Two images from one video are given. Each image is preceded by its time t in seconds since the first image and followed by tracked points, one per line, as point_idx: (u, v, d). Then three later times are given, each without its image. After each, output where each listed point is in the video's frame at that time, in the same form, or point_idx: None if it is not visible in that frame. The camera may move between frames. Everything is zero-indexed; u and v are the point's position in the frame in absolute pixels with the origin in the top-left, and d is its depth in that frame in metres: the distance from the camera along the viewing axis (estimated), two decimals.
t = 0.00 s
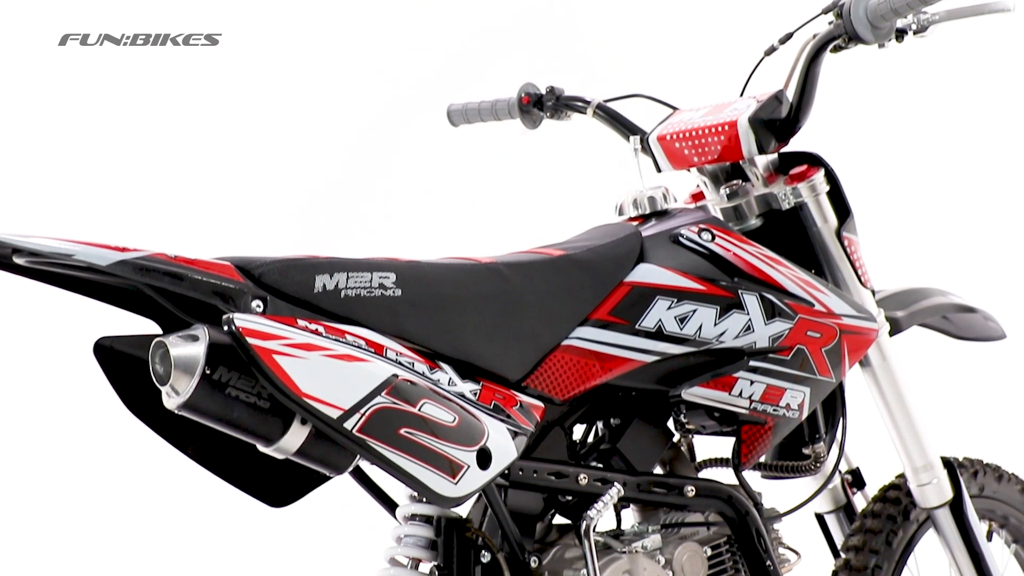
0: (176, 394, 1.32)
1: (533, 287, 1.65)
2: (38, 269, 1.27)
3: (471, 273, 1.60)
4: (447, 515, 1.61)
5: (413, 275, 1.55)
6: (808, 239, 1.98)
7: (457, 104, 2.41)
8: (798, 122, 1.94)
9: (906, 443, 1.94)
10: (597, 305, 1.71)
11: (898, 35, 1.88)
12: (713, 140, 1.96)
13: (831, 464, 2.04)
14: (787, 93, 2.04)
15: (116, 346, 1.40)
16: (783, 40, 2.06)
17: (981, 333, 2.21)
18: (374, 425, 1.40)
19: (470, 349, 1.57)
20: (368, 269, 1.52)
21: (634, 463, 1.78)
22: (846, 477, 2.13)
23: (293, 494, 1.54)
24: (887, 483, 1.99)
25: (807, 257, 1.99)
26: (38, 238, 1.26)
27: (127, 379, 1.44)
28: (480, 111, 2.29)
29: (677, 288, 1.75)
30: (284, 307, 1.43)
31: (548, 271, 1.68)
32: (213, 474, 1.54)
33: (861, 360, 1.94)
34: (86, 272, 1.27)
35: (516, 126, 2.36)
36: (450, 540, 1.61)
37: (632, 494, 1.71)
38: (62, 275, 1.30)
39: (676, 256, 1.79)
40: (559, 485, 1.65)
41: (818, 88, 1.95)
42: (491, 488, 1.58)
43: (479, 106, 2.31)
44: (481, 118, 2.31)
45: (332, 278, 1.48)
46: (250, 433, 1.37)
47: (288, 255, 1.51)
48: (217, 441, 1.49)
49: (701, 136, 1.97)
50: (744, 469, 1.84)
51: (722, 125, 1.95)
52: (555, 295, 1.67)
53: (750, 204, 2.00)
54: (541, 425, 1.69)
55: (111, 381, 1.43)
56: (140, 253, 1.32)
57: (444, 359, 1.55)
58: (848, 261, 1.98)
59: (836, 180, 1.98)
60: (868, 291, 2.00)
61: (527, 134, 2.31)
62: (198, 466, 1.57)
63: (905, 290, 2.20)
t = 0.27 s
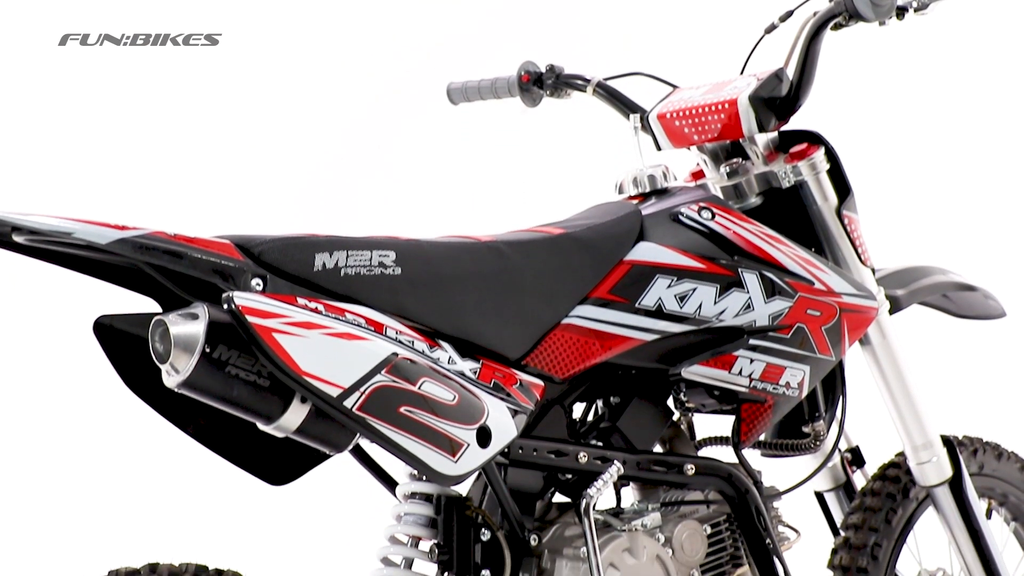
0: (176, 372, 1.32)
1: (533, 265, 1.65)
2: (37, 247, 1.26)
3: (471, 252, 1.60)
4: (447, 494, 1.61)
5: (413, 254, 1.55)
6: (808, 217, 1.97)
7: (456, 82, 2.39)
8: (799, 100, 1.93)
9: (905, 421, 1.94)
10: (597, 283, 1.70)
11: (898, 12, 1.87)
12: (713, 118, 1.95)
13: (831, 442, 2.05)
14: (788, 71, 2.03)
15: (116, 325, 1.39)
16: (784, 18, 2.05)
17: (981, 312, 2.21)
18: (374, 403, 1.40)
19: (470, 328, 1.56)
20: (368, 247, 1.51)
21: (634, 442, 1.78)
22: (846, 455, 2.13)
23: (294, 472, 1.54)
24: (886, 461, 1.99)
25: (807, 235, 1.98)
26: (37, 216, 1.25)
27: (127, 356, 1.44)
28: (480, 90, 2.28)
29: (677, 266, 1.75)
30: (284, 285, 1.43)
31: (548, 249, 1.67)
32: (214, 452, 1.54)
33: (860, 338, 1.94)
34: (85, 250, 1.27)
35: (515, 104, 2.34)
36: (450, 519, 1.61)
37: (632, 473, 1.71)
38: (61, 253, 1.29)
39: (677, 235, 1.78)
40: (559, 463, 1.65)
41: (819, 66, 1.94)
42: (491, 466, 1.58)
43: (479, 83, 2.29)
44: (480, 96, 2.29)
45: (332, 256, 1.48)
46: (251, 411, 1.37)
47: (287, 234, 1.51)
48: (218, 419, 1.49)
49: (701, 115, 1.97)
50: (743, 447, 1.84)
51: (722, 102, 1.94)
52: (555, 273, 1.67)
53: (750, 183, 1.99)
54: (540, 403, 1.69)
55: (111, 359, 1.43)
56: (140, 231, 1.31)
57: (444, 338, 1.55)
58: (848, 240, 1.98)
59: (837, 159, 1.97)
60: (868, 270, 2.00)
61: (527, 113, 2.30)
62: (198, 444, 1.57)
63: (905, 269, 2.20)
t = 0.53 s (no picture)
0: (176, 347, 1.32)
1: (533, 241, 1.64)
2: (36, 222, 1.25)
3: (471, 227, 1.60)
4: (447, 469, 1.62)
5: (412, 229, 1.54)
6: (808, 192, 1.97)
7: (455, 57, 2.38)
8: (799, 75, 1.91)
9: (905, 396, 1.94)
10: (597, 259, 1.70)
11: None
12: (713, 92, 1.94)
13: (830, 418, 2.05)
14: (788, 46, 2.02)
15: (116, 300, 1.39)
16: None
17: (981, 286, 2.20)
18: (374, 378, 1.40)
19: (470, 303, 1.56)
20: (368, 222, 1.51)
21: (633, 417, 1.78)
22: (846, 431, 2.13)
23: (293, 447, 1.54)
24: (886, 436, 2.00)
25: (807, 210, 1.98)
26: (37, 191, 1.25)
27: (127, 331, 1.43)
28: (480, 65, 2.25)
29: (677, 242, 1.74)
30: (283, 261, 1.42)
31: (548, 225, 1.67)
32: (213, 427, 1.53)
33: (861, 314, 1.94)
34: (85, 226, 1.26)
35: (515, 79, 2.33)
36: (450, 494, 1.61)
37: (632, 448, 1.71)
38: (59, 228, 1.28)
39: (676, 210, 1.78)
40: (559, 439, 1.65)
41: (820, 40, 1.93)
42: (491, 441, 1.58)
43: (478, 58, 2.26)
44: (480, 71, 2.26)
45: (331, 232, 1.47)
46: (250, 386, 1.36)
47: (287, 210, 1.50)
48: (218, 395, 1.49)
49: (702, 89, 1.95)
50: (742, 422, 1.84)
51: (722, 77, 1.93)
52: (556, 249, 1.66)
53: (749, 158, 1.98)
54: (540, 378, 1.69)
55: (110, 334, 1.43)
56: (139, 206, 1.30)
57: (444, 313, 1.54)
58: (848, 215, 1.97)
59: (838, 133, 1.97)
60: (868, 245, 1.99)
61: (526, 88, 2.28)
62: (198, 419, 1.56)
63: (905, 243, 2.19)
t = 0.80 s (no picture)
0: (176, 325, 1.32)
1: (533, 219, 1.63)
2: (34, 199, 1.25)
3: (471, 205, 1.59)
4: (447, 447, 1.61)
5: (412, 206, 1.54)
6: (808, 170, 1.96)
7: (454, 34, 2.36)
8: (799, 52, 1.90)
9: (905, 374, 1.94)
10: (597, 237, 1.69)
11: None
12: (713, 70, 1.93)
13: (830, 396, 2.05)
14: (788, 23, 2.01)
15: (115, 279, 1.39)
16: None
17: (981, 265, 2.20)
18: (374, 356, 1.40)
19: (470, 281, 1.55)
20: (367, 200, 1.50)
21: (634, 395, 1.78)
22: (846, 409, 2.15)
23: (293, 426, 1.54)
24: (886, 414, 2.00)
25: (807, 189, 1.97)
26: (36, 168, 1.24)
27: (126, 310, 1.43)
28: (480, 43, 2.24)
29: (677, 220, 1.74)
30: (282, 239, 1.41)
31: (548, 203, 1.66)
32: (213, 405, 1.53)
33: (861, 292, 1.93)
34: (83, 203, 1.26)
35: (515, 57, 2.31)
36: (450, 472, 1.61)
37: (632, 426, 1.71)
38: (57, 206, 1.28)
39: (676, 188, 1.77)
40: (559, 416, 1.65)
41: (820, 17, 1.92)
42: (491, 419, 1.58)
43: (478, 36, 2.25)
44: (481, 49, 2.25)
45: (331, 210, 1.47)
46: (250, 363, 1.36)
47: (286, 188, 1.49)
48: (218, 373, 1.49)
49: (702, 67, 1.94)
50: (742, 400, 1.85)
51: (722, 55, 1.92)
52: (556, 227, 1.65)
53: (750, 135, 1.98)
54: (540, 356, 1.69)
55: (110, 312, 1.42)
56: (138, 184, 1.30)
57: (444, 292, 1.54)
58: (848, 193, 1.97)
59: (838, 110, 1.96)
60: (868, 223, 1.99)
61: (526, 66, 2.26)
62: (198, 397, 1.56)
63: (906, 222, 2.19)
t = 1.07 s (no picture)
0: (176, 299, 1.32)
1: (533, 193, 1.63)
2: (32, 173, 1.24)
3: (471, 179, 1.58)
4: (447, 422, 1.62)
5: (412, 180, 1.53)
6: (808, 144, 1.95)
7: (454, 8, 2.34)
8: (799, 26, 1.89)
9: (905, 348, 1.94)
10: (597, 211, 1.68)
11: None
12: (712, 44, 1.92)
13: (830, 369, 2.05)
14: None
15: (114, 253, 1.38)
16: None
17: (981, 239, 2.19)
18: (374, 330, 1.39)
19: (469, 255, 1.55)
20: (367, 174, 1.50)
21: (633, 369, 1.78)
22: (846, 383, 2.15)
23: (293, 399, 1.54)
24: (885, 388, 2.00)
25: (807, 163, 1.97)
26: (35, 142, 1.23)
27: (126, 284, 1.43)
28: (480, 17, 2.22)
29: (677, 194, 1.73)
30: (282, 213, 1.41)
31: (548, 177, 1.65)
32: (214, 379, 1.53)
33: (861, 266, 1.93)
34: (82, 177, 1.25)
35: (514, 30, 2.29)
36: (450, 446, 1.62)
37: (631, 400, 1.71)
38: (55, 179, 1.27)
39: (676, 162, 1.76)
40: (559, 390, 1.65)
41: None
42: (491, 393, 1.58)
43: (478, 9, 2.23)
44: (480, 24, 2.23)
45: (331, 183, 1.46)
46: (250, 337, 1.35)
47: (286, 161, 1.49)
48: (218, 347, 1.48)
49: (702, 40, 1.93)
50: (742, 374, 1.85)
51: (722, 28, 1.91)
52: (556, 201, 1.65)
53: (750, 109, 1.96)
54: (540, 330, 1.69)
55: (109, 286, 1.42)
56: (136, 157, 1.29)
57: (444, 266, 1.53)
58: (849, 167, 1.96)
59: (838, 84, 1.96)
60: (868, 196, 1.98)
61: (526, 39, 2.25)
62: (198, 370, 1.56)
63: (906, 196, 2.18)
